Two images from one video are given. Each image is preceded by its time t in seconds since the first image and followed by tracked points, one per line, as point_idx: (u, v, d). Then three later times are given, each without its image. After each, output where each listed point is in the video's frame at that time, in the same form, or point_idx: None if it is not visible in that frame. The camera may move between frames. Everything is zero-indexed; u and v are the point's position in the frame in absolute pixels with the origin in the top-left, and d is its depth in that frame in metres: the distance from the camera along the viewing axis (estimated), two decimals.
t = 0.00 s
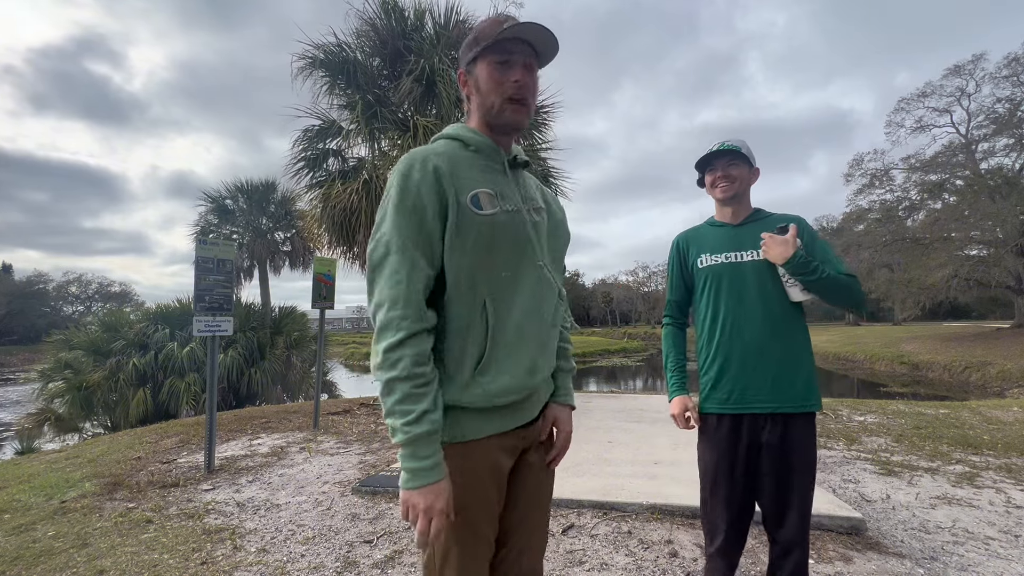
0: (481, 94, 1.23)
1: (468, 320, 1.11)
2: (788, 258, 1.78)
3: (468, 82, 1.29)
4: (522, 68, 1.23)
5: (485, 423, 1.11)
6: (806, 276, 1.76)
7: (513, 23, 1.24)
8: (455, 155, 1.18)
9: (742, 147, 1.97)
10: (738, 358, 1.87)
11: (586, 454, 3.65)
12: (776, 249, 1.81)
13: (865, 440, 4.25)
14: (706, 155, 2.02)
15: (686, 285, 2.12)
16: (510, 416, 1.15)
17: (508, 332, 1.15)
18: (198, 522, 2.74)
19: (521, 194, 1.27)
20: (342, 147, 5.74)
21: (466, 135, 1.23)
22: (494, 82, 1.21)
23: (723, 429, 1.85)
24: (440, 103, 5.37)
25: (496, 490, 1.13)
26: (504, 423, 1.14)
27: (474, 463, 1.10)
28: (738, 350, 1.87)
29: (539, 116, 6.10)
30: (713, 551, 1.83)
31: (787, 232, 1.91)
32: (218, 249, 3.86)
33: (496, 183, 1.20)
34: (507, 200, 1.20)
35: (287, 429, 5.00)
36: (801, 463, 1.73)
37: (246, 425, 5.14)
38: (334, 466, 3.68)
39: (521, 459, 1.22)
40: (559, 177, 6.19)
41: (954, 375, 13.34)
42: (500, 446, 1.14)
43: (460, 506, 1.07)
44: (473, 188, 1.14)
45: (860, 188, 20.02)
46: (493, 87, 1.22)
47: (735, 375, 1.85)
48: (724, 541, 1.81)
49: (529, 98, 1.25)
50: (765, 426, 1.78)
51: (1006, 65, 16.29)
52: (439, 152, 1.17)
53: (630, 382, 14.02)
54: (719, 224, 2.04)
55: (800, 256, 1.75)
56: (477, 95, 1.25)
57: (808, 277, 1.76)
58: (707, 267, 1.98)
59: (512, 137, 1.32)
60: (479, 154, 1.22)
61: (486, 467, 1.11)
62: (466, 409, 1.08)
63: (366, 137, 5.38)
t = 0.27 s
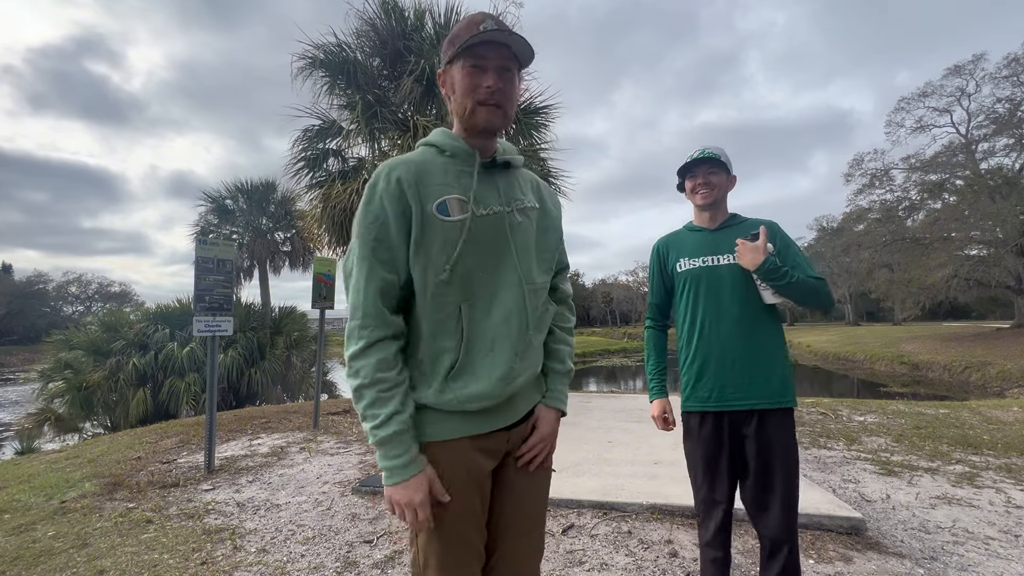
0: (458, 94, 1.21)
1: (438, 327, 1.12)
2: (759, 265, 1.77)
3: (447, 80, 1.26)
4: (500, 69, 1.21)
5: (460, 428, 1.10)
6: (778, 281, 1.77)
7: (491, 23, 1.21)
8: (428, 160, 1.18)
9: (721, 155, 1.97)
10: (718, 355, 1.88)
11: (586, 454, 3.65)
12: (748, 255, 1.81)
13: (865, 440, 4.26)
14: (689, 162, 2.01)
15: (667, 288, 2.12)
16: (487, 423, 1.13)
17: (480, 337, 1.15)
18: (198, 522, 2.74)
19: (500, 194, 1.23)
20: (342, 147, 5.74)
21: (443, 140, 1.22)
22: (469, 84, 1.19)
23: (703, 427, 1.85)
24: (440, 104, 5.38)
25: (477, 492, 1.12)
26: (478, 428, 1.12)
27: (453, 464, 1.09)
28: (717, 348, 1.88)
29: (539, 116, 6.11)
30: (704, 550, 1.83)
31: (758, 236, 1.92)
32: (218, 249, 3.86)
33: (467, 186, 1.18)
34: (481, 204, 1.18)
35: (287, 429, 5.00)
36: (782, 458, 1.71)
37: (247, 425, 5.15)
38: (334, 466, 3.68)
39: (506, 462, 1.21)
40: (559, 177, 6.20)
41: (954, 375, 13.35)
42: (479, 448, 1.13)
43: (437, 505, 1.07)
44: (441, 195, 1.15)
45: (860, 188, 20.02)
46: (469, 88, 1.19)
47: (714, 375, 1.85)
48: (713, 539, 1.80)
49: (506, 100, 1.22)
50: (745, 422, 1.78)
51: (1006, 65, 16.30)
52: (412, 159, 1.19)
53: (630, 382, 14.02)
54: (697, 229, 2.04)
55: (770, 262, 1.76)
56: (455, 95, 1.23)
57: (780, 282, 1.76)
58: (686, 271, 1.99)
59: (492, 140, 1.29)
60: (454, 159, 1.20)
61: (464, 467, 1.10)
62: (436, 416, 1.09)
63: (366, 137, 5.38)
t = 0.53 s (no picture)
0: (482, 77, 1.21)
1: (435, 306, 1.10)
2: (731, 262, 1.83)
3: (459, 63, 1.25)
4: (520, 61, 1.27)
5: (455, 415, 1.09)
6: (752, 275, 1.81)
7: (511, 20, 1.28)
8: (431, 138, 1.17)
9: (698, 164, 2.00)
10: (702, 350, 1.89)
11: (586, 454, 3.65)
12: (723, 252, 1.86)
13: (865, 440, 4.25)
14: (664, 173, 2.04)
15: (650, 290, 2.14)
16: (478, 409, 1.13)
17: (476, 320, 1.14)
18: (198, 522, 2.74)
19: (497, 183, 1.25)
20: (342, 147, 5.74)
21: (448, 121, 1.21)
22: (498, 68, 1.22)
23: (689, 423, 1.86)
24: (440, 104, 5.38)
25: (467, 482, 1.13)
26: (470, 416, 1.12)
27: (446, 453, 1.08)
28: (701, 343, 1.90)
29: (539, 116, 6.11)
30: (699, 548, 1.82)
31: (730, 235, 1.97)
32: (218, 249, 3.86)
33: (470, 171, 1.18)
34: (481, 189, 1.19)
35: (287, 429, 5.00)
36: (768, 450, 1.70)
37: (247, 425, 5.15)
38: (334, 466, 3.68)
39: (491, 451, 1.22)
40: (559, 177, 6.21)
41: (954, 375, 13.35)
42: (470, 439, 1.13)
43: (429, 497, 1.06)
44: (446, 173, 1.14)
45: (860, 188, 20.02)
46: (496, 73, 1.22)
47: (700, 370, 1.85)
48: (706, 536, 1.79)
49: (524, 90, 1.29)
50: (730, 415, 1.79)
51: (1006, 65, 16.29)
52: (414, 133, 1.16)
53: (630, 382, 14.03)
54: (677, 234, 2.07)
55: (744, 258, 1.81)
56: (475, 77, 1.23)
57: (755, 276, 1.80)
58: (669, 274, 2.02)
59: (496, 126, 1.32)
60: (458, 142, 1.20)
61: (456, 458, 1.10)
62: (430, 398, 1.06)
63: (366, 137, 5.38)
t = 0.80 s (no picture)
0: (459, 86, 1.22)
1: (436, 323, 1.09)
2: (719, 257, 1.87)
3: (436, 72, 1.25)
4: (497, 70, 1.27)
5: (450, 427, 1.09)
6: (740, 271, 1.85)
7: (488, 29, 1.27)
8: (423, 157, 1.16)
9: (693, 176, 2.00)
10: (699, 347, 1.89)
11: (586, 454, 3.66)
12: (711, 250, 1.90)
13: (865, 440, 4.25)
14: (649, 184, 2.06)
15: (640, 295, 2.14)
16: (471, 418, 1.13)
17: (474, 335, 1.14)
18: (198, 522, 2.74)
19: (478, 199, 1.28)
20: (342, 147, 5.74)
21: (434, 136, 1.21)
22: (474, 78, 1.22)
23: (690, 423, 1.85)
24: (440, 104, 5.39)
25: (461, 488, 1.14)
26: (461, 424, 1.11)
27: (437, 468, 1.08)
28: (697, 341, 1.90)
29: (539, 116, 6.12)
30: (699, 549, 1.82)
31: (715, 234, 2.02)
32: (218, 249, 3.86)
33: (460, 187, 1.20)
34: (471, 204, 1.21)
35: (287, 429, 5.00)
36: (769, 450, 1.70)
37: (247, 425, 5.15)
38: (334, 466, 3.68)
39: (478, 458, 1.22)
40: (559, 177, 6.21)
41: (954, 375, 13.34)
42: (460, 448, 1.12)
43: (427, 506, 1.07)
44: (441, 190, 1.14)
45: (860, 188, 20.02)
46: (471, 82, 1.22)
47: (697, 369, 1.85)
48: (706, 536, 1.80)
49: (500, 100, 1.29)
50: (731, 413, 1.78)
51: (1006, 65, 16.29)
52: (408, 150, 1.14)
53: (630, 382, 14.04)
54: (664, 241, 2.09)
55: (732, 254, 1.85)
56: (451, 87, 1.23)
57: (744, 270, 1.84)
58: (659, 274, 2.03)
59: (474, 135, 1.33)
60: (443, 156, 1.21)
61: (451, 467, 1.10)
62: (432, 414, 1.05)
63: (366, 138, 5.38)
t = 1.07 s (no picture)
0: (440, 97, 1.21)
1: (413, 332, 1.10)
2: (718, 255, 1.89)
3: (416, 81, 1.23)
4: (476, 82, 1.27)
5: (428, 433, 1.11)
6: (737, 268, 1.88)
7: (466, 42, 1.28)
8: (401, 167, 1.15)
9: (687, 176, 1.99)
10: (702, 347, 1.87)
11: (586, 454, 3.66)
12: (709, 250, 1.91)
13: (865, 440, 4.25)
14: (644, 187, 2.05)
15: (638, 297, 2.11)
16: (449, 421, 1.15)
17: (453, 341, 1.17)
18: (198, 522, 2.74)
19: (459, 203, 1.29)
20: (342, 147, 5.74)
21: (414, 145, 1.21)
22: (456, 90, 1.22)
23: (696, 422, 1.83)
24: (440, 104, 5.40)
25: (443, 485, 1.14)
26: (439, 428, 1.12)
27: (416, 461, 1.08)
28: (701, 341, 1.88)
29: (539, 116, 6.12)
30: (699, 549, 1.82)
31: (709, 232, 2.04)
32: (218, 249, 3.86)
33: (441, 194, 1.21)
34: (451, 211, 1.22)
35: (287, 429, 5.00)
36: (775, 449, 1.71)
37: (247, 425, 5.15)
38: (334, 466, 3.69)
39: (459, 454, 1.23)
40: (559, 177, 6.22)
41: (954, 375, 13.35)
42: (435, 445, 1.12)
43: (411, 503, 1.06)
44: (421, 200, 1.15)
45: (860, 188, 20.02)
46: (453, 94, 1.22)
47: (700, 369, 1.84)
48: (707, 536, 1.80)
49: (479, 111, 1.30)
50: (737, 411, 1.77)
51: (1006, 65, 16.29)
52: (386, 161, 1.14)
53: (630, 382, 14.05)
54: (659, 243, 2.08)
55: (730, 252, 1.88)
56: (433, 98, 1.22)
57: (742, 267, 1.88)
58: (657, 275, 2.02)
59: (451, 144, 1.32)
60: (423, 165, 1.21)
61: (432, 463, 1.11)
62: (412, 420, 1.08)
63: (366, 138, 5.38)
